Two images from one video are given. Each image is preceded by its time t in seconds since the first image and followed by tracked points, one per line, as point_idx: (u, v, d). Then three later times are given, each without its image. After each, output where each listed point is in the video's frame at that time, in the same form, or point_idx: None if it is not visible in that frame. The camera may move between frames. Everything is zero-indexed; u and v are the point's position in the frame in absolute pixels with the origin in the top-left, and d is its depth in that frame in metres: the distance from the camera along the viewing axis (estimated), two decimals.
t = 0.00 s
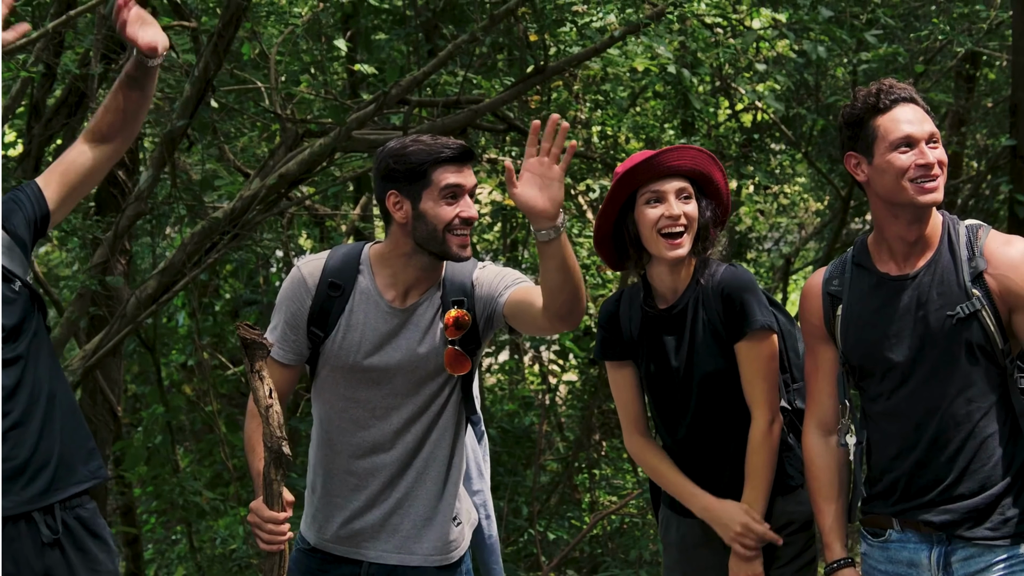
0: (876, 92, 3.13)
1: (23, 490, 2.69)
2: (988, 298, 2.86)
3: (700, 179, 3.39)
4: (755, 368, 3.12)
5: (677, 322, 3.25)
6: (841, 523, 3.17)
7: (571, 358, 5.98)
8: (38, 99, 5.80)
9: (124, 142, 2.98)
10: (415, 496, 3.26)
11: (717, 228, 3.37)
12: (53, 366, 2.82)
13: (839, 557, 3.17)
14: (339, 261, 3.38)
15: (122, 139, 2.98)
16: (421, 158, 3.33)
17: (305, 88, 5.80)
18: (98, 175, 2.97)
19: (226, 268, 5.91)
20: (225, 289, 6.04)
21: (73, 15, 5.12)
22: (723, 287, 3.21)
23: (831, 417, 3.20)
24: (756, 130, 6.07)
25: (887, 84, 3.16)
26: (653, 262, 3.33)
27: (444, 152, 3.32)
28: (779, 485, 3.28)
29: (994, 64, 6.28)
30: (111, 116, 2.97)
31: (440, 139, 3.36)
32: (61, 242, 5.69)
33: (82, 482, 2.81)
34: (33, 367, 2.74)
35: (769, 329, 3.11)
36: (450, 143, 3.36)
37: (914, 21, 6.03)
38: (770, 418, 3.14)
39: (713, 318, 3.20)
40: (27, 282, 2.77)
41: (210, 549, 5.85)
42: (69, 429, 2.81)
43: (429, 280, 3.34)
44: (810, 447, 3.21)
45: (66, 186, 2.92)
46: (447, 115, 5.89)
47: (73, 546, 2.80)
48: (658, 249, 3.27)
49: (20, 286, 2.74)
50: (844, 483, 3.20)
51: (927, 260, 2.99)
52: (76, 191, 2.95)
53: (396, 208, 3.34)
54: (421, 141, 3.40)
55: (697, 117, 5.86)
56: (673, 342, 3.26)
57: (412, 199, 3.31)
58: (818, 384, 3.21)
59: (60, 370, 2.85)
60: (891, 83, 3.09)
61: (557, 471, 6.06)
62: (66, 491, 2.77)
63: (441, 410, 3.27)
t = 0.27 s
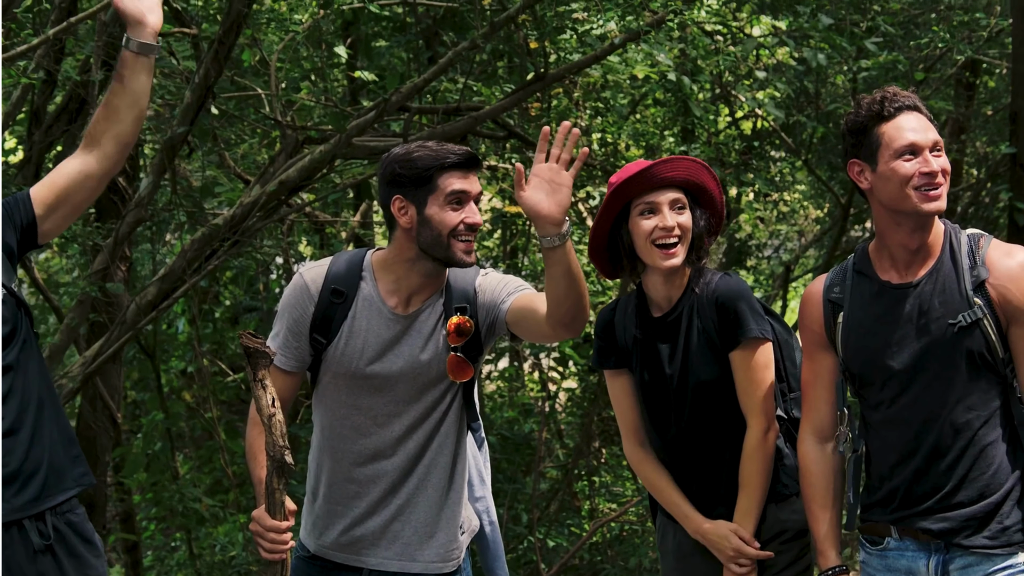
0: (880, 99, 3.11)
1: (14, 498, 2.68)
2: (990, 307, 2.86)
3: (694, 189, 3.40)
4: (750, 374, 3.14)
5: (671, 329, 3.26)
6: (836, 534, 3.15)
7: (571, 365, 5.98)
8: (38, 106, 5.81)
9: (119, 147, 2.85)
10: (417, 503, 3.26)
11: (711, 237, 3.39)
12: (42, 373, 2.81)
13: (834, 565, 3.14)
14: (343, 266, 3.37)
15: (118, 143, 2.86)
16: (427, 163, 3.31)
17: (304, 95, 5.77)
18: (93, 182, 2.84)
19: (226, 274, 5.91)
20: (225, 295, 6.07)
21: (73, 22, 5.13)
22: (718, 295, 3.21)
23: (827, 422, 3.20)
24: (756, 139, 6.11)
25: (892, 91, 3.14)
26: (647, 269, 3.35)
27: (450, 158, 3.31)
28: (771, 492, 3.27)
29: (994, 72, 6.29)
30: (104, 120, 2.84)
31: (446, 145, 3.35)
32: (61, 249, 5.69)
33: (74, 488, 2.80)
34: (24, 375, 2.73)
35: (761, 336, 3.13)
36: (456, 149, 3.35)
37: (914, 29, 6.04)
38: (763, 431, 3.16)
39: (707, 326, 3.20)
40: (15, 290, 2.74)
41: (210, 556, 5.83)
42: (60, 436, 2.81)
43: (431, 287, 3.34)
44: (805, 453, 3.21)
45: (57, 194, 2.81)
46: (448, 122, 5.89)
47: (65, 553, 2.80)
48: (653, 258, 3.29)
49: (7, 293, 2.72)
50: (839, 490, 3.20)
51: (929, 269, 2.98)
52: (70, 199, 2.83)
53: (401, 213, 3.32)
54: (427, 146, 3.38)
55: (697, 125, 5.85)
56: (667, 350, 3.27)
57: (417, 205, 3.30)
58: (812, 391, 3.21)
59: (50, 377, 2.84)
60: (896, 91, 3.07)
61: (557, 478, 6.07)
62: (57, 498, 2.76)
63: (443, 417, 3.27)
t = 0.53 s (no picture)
0: (883, 115, 3.11)
1: (5, 513, 2.69)
2: (991, 324, 2.86)
3: (690, 208, 3.41)
4: (746, 391, 3.13)
5: (668, 346, 3.28)
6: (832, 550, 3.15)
7: (571, 382, 5.96)
8: (39, 121, 5.81)
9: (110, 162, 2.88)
10: (418, 521, 3.26)
11: (705, 255, 3.37)
12: (34, 388, 2.81)
13: None
14: (346, 282, 3.36)
15: (110, 158, 2.88)
16: (432, 179, 3.31)
17: (305, 110, 5.83)
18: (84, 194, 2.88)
19: (227, 290, 5.91)
20: (225, 311, 6.02)
21: (75, 38, 5.13)
22: (716, 313, 3.22)
23: (826, 439, 3.20)
24: (756, 155, 6.10)
25: (894, 108, 3.14)
26: (644, 289, 3.36)
27: (454, 175, 3.31)
28: (767, 509, 3.26)
29: (993, 89, 6.31)
30: (97, 139, 2.85)
31: (450, 161, 3.36)
32: (62, 264, 5.69)
33: (62, 505, 2.81)
34: (16, 391, 2.74)
35: (756, 354, 3.12)
36: (460, 166, 3.35)
37: (914, 46, 6.06)
38: (761, 440, 3.13)
39: (704, 343, 3.21)
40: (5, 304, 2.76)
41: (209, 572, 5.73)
42: (50, 452, 2.81)
43: (434, 304, 3.34)
44: (803, 468, 3.22)
45: (50, 206, 2.84)
46: (448, 138, 5.88)
47: (55, 570, 2.80)
48: (649, 278, 3.29)
49: None
50: (836, 508, 3.19)
51: (929, 286, 2.98)
52: (62, 211, 2.86)
53: (405, 229, 3.33)
54: (431, 163, 3.39)
55: (697, 142, 5.88)
56: (664, 366, 3.29)
57: (422, 220, 3.30)
58: (811, 406, 3.22)
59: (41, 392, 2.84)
60: (898, 108, 3.08)
61: (556, 495, 6.05)
62: (46, 515, 2.77)
63: (444, 434, 3.27)
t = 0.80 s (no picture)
0: (887, 136, 3.08)
1: None
2: (994, 344, 2.85)
3: (687, 230, 3.41)
4: (746, 410, 3.14)
5: (666, 366, 3.29)
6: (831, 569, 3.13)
7: (572, 402, 5.96)
8: (40, 140, 5.81)
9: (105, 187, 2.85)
10: (420, 540, 3.24)
11: (702, 277, 3.38)
12: (25, 408, 2.79)
13: None
14: (349, 301, 3.35)
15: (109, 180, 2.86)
16: (435, 201, 3.32)
17: (305, 130, 5.82)
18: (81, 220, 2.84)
19: (227, 309, 5.91)
20: (225, 331, 6.05)
21: (77, 58, 5.14)
22: (714, 334, 3.23)
23: (824, 459, 3.16)
24: (757, 175, 6.16)
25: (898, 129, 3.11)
26: (642, 311, 3.36)
27: (457, 196, 3.32)
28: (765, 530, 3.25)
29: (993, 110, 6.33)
30: (97, 159, 2.85)
31: (453, 183, 3.36)
32: (63, 283, 5.69)
33: (54, 527, 2.80)
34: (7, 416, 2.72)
35: (755, 374, 3.13)
36: (463, 186, 3.35)
37: (914, 67, 6.08)
38: (761, 459, 3.12)
39: (702, 364, 3.22)
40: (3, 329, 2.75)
41: None
42: (40, 474, 2.80)
43: (437, 323, 3.32)
44: (801, 487, 3.18)
45: (46, 230, 2.80)
46: (449, 158, 5.89)
47: None
48: (648, 300, 3.29)
49: None
50: (834, 528, 3.16)
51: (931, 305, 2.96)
52: (57, 236, 2.82)
53: (409, 249, 3.33)
54: (434, 183, 3.39)
55: (697, 162, 5.87)
56: (663, 386, 3.29)
57: (425, 240, 3.30)
58: (810, 427, 3.17)
59: (33, 412, 2.83)
60: (903, 129, 3.05)
61: (556, 514, 6.06)
62: (37, 537, 2.77)
63: (447, 454, 3.27)
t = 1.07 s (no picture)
0: (892, 156, 3.02)
1: None
2: (996, 354, 2.84)
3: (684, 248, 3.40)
4: (745, 429, 3.13)
5: (664, 383, 3.27)
6: None
7: (572, 415, 5.95)
8: (41, 154, 5.82)
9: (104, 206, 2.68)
10: (422, 555, 3.17)
11: (701, 294, 3.38)
12: (19, 417, 2.70)
13: None
14: (350, 315, 3.27)
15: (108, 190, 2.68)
16: (437, 213, 3.23)
17: (306, 143, 5.91)
18: (79, 238, 2.69)
19: (228, 323, 5.91)
20: (225, 344, 6.06)
21: (78, 72, 5.14)
22: (713, 351, 3.21)
23: (822, 473, 3.13)
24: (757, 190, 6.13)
25: (902, 147, 3.06)
26: (639, 329, 3.36)
27: (459, 209, 3.23)
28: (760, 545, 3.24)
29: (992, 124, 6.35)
30: (94, 176, 2.67)
31: (455, 195, 3.27)
32: (63, 296, 5.68)
33: (46, 542, 2.72)
34: None
35: (755, 393, 3.12)
36: (465, 200, 3.27)
37: (914, 82, 6.10)
38: (760, 480, 3.12)
39: (701, 383, 3.19)
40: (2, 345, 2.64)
41: None
42: (32, 485, 2.72)
43: (439, 336, 3.25)
44: (797, 500, 3.14)
45: (45, 247, 2.68)
46: (450, 172, 5.89)
47: None
48: (644, 317, 3.29)
49: None
50: (831, 539, 3.14)
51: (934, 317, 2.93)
52: (55, 252, 2.69)
53: (410, 262, 3.25)
54: (436, 196, 3.30)
55: (698, 176, 5.88)
56: (660, 404, 3.27)
57: (427, 254, 3.22)
58: (808, 439, 3.14)
59: (26, 420, 2.74)
60: (906, 149, 2.99)
61: (556, 528, 6.06)
62: (29, 550, 2.69)
63: (448, 467, 3.19)
